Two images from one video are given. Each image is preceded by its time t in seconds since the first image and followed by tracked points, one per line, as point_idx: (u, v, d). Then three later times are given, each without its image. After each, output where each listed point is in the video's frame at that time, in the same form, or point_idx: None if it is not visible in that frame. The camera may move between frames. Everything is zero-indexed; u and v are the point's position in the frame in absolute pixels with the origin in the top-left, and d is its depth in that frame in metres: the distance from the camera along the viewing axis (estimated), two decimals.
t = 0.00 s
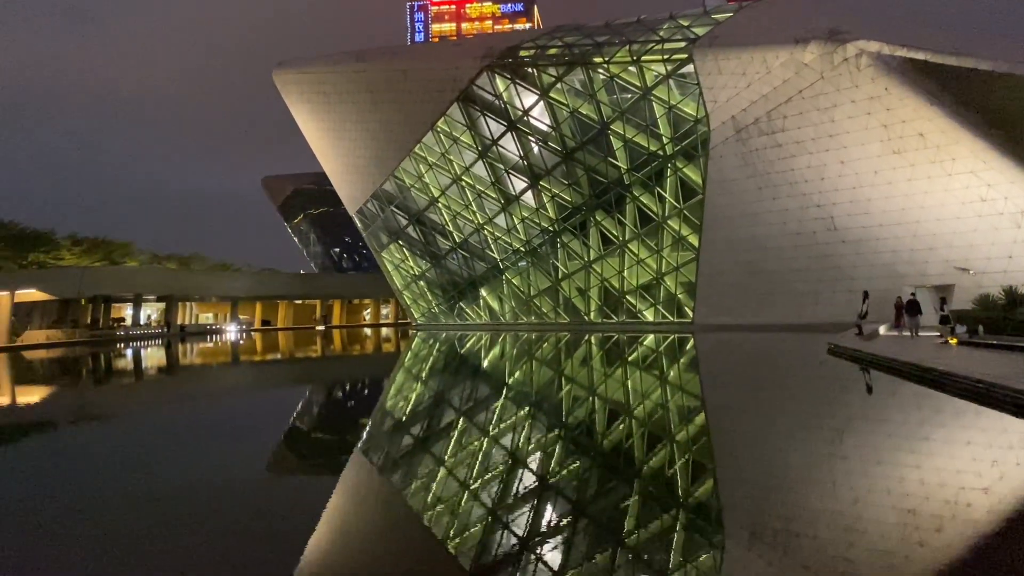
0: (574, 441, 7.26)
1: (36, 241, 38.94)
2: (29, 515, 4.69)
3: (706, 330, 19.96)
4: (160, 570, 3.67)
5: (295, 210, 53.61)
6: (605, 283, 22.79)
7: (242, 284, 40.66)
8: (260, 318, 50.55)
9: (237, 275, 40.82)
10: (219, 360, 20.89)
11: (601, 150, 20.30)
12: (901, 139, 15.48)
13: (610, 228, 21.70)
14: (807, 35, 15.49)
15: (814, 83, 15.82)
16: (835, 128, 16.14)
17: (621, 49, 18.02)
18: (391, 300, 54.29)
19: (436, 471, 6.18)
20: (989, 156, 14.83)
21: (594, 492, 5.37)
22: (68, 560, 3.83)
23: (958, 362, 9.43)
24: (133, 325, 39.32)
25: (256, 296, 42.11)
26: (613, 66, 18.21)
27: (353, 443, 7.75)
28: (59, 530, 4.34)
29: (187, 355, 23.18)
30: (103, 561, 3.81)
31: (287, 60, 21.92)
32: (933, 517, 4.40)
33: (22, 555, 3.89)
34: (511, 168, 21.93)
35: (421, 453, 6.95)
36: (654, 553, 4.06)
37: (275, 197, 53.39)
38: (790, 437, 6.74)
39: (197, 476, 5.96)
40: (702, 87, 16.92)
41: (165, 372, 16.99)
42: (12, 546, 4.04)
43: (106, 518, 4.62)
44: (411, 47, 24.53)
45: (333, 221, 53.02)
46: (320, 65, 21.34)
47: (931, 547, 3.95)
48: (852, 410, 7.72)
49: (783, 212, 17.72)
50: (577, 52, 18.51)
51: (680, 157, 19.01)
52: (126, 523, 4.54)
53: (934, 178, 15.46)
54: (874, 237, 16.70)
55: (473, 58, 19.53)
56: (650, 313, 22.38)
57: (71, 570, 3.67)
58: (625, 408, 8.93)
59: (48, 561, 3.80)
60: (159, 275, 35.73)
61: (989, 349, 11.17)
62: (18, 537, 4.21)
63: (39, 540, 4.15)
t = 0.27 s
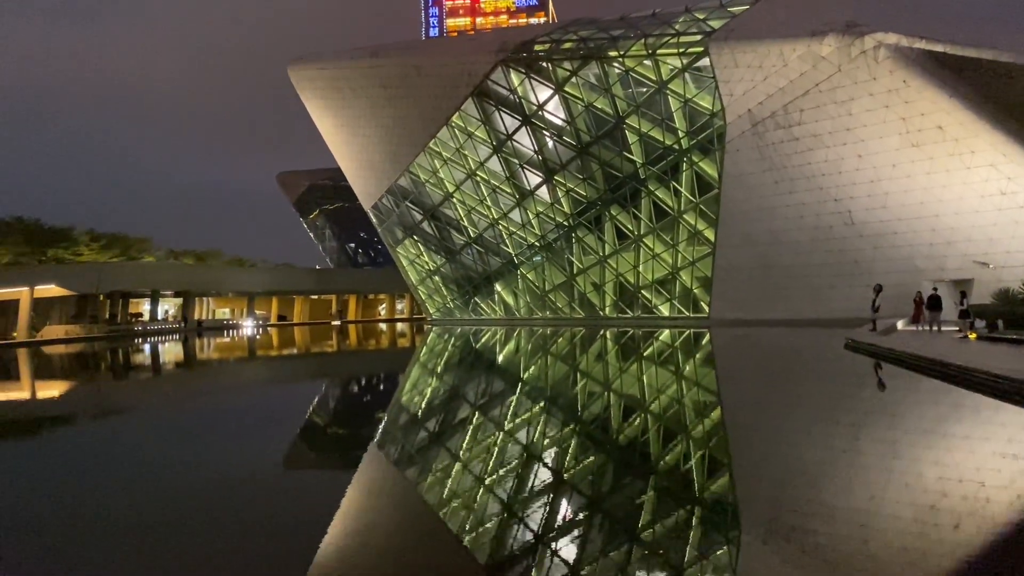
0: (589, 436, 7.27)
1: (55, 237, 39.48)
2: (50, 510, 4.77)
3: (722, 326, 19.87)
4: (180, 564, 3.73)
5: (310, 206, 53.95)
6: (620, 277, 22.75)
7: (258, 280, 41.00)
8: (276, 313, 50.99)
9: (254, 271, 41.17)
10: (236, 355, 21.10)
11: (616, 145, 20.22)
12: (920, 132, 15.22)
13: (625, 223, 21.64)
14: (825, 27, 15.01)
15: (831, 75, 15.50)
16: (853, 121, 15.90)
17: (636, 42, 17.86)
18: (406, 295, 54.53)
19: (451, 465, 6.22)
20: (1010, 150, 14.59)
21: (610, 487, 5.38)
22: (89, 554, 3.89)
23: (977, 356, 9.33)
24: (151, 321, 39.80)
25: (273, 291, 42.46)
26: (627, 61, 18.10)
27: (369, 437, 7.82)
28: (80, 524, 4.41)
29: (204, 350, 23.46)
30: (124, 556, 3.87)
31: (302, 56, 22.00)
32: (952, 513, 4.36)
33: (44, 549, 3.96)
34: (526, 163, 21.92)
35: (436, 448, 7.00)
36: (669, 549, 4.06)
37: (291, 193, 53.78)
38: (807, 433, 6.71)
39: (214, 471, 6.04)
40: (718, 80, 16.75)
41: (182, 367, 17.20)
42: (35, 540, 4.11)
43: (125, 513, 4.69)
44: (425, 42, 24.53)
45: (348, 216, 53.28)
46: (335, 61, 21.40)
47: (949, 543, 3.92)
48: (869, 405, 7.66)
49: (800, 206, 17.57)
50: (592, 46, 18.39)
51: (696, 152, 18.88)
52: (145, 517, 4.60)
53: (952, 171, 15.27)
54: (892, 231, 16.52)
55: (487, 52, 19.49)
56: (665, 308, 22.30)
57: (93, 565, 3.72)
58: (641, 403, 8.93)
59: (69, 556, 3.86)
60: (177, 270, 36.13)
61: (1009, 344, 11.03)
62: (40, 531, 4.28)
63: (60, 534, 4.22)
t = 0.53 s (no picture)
0: (603, 432, 7.29)
1: (73, 234, 40.04)
2: (71, 505, 4.84)
3: (738, 321, 19.77)
4: (198, 559, 3.77)
5: (325, 202, 54.26)
6: (635, 273, 22.70)
7: (273, 276, 41.33)
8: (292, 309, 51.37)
9: (269, 267, 41.49)
10: (252, 351, 21.28)
11: (630, 140, 20.16)
12: (938, 126, 15.05)
13: (640, 219, 21.58)
14: (842, 20, 14.93)
15: (848, 69, 15.33)
16: (870, 115, 15.74)
17: (650, 37, 17.76)
18: (420, 291, 54.74)
19: (466, 461, 6.26)
20: None
21: (625, 483, 5.39)
22: (109, 549, 3.95)
23: (997, 352, 9.22)
24: (168, 317, 40.26)
25: (288, 287, 42.78)
26: (642, 55, 18.01)
27: (384, 433, 7.87)
28: (99, 520, 4.47)
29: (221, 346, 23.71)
30: (142, 551, 3.91)
31: (317, 53, 22.10)
32: (971, 509, 4.33)
33: (65, 544, 4.02)
34: (540, 159, 21.91)
35: (451, 443, 7.05)
36: (685, 545, 4.07)
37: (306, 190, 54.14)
38: (823, 429, 6.67)
39: (231, 466, 6.10)
40: (733, 75, 16.62)
41: (199, 362, 17.41)
42: (56, 535, 4.17)
43: (143, 508, 4.75)
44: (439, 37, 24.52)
45: (363, 213, 53.53)
46: (349, 58, 21.49)
47: (969, 541, 3.88)
48: (887, 401, 7.60)
49: (816, 201, 17.42)
50: (606, 41, 18.32)
51: (712, 146, 18.76)
52: (163, 512, 4.65)
53: (971, 166, 15.06)
54: (909, 226, 16.34)
55: (501, 48, 19.47)
56: (680, 304, 22.23)
57: (112, 559, 3.77)
58: (655, 399, 8.92)
59: (89, 550, 3.91)
60: (193, 267, 36.48)
61: None
62: (61, 526, 4.34)
63: (81, 528, 4.28)
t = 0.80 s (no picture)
0: (617, 429, 7.29)
1: (91, 232, 40.57)
2: (88, 502, 4.89)
3: (753, 318, 19.67)
4: (213, 556, 3.79)
5: (340, 199, 54.57)
6: (650, 270, 22.63)
7: (289, 273, 41.64)
8: (307, 306, 51.75)
9: (284, 264, 41.79)
10: (267, 348, 21.46)
11: (645, 136, 20.06)
12: (955, 121, 14.90)
13: (654, 215, 21.50)
14: (859, 16, 15.11)
15: (865, 63, 15.29)
16: (886, 110, 15.56)
17: (665, 32, 17.62)
18: (435, 288, 54.94)
19: (480, 457, 6.29)
20: None
21: (639, 479, 5.40)
22: (125, 546, 3.98)
23: (1016, 348, 9.12)
24: (185, 313, 40.70)
25: (303, 284, 43.10)
26: (656, 51, 17.90)
27: (399, 429, 7.92)
28: (115, 517, 4.52)
29: (237, 342, 23.95)
30: (157, 548, 3.94)
31: (331, 51, 22.20)
32: (989, 507, 4.29)
33: (82, 541, 4.07)
34: (554, 155, 21.89)
35: (466, 440, 7.08)
36: (700, 542, 4.07)
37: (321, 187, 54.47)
38: (839, 426, 6.64)
39: (246, 463, 6.14)
40: (748, 70, 16.49)
41: (215, 359, 17.59)
42: (73, 531, 4.21)
43: (158, 505, 4.79)
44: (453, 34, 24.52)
45: (377, 209, 53.75)
46: (363, 56, 21.57)
47: (987, 538, 3.86)
48: (904, 398, 7.55)
49: (832, 196, 17.25)
50: (620, 37, 18.22)
51: (727, 142, 18.58)
52: (178, 509, 4.69)
53: (990, 161, 14.87)
54: (927, 221, 16.12)
55: (515, 44, 19.45)
56: (695, 300, 22.15)
57: (127, 556, 3.81)
58: (670, 396, 8.90)
59: (106, 547, 3.95)
60: (209, 264, 36.83)
61: None
62: (78, 522, 4.39)
63: (97, 525, 4.32)
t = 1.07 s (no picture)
0: (632, 425, 7.30)
1: (108, 230, 41.08)
2: (106, 499, 4.96)
3: (768, 315, 19.54)
4: (227, 554, 3.81)
5: (355, 197, 54.84)
6: (664, 266, 22.54)
7: (303, 270, 41.92)
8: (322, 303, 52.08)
9: (299, 261, 42.08)
10: (282, 345, 21.62)
11: (658, 132, 19.98)
12: (973, 115, 14.78)
13: (669, 211, 21.42)
14: (874, 9, 14.88)
15: (881, 58, 15.07)
16: (903, 105, 15.42)
17: (679, 28, 17.55)
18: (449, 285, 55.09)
19: (494, 454, 6.32)
20: None
21: (653, 476, 5.41)
22: (143, 543, 4.02)
23: None
24: (201, 310, 41.10)
25: (318, 281, 43.38)
26: (670, 46, 17.82)
27: (413, 426, 7.97)
28: (133, 513, 4.56)
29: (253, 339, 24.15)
30: (173, 545, 3.98)
31: (346, 49, 22.29)
32: (1007, 505, 4.27)
33: (101, 537, 4.11)
34: (567, 152, 21.86)
35: (480, 437, 7.11)
36: (714, 539, 4.08)
37: (336, 185, 54.78)
38: (855, 423, 6.60)
39: (261, 460, 6.20)
40: (763, 66, 16.38)
41: (231, 356, 17.77)
42: (89, 528, 4.26)
43: (175, 503, 4.84)
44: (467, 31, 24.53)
45: (391, 207, 53.95)
46: (377, 53, 21.64)
47: (1005, 537, 3.83)
48: (920, 394, 7.49)
49: (848, 192, 17.10)
50: (634, 33, 18.16)
51: (741, 138, 18.52)
52: (195, 506, 4.73)
53: (1008, 155, 14.78)
54: (944, 217, 15.95)
55: (529, 41, 19.43)
56: (710, 297, 22.06)
57: (142, 554, 3.84)
58: (684, 393, 8.87)
59: (123, 544, 3.98)
60: (224, 262, 37.15)
61: None
62: (95, 519, 4.45)
63: (114, 523, 4.36)
